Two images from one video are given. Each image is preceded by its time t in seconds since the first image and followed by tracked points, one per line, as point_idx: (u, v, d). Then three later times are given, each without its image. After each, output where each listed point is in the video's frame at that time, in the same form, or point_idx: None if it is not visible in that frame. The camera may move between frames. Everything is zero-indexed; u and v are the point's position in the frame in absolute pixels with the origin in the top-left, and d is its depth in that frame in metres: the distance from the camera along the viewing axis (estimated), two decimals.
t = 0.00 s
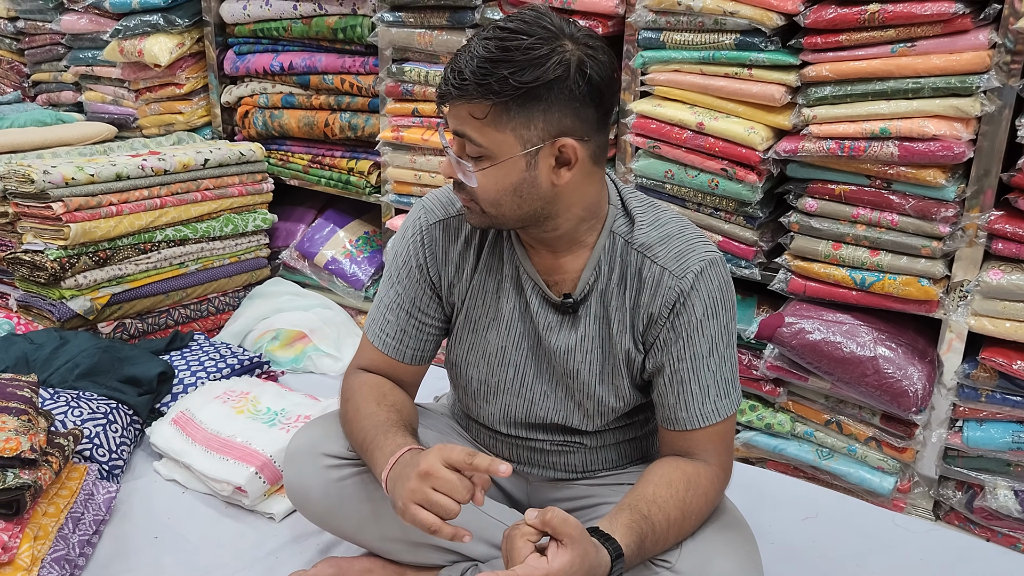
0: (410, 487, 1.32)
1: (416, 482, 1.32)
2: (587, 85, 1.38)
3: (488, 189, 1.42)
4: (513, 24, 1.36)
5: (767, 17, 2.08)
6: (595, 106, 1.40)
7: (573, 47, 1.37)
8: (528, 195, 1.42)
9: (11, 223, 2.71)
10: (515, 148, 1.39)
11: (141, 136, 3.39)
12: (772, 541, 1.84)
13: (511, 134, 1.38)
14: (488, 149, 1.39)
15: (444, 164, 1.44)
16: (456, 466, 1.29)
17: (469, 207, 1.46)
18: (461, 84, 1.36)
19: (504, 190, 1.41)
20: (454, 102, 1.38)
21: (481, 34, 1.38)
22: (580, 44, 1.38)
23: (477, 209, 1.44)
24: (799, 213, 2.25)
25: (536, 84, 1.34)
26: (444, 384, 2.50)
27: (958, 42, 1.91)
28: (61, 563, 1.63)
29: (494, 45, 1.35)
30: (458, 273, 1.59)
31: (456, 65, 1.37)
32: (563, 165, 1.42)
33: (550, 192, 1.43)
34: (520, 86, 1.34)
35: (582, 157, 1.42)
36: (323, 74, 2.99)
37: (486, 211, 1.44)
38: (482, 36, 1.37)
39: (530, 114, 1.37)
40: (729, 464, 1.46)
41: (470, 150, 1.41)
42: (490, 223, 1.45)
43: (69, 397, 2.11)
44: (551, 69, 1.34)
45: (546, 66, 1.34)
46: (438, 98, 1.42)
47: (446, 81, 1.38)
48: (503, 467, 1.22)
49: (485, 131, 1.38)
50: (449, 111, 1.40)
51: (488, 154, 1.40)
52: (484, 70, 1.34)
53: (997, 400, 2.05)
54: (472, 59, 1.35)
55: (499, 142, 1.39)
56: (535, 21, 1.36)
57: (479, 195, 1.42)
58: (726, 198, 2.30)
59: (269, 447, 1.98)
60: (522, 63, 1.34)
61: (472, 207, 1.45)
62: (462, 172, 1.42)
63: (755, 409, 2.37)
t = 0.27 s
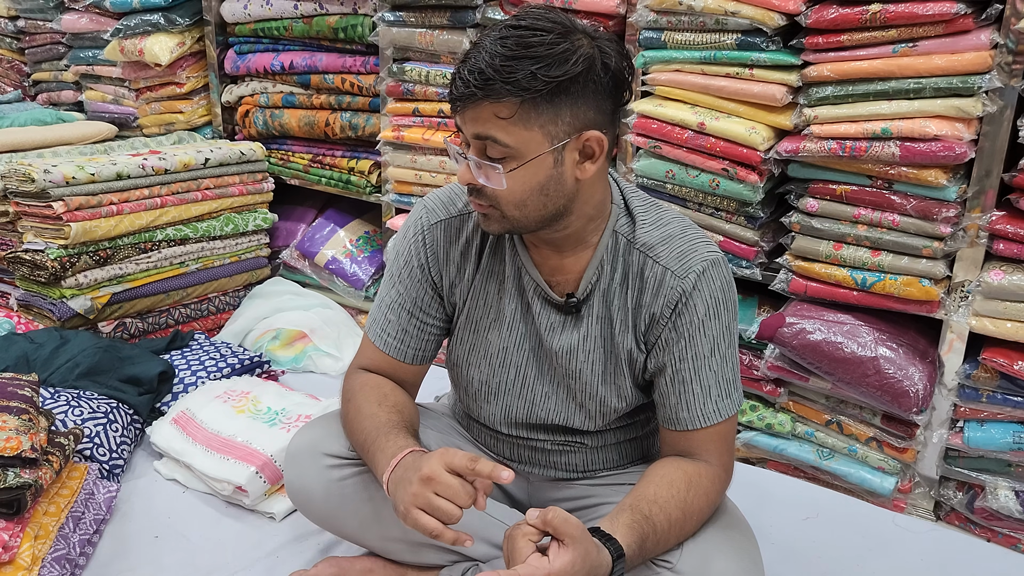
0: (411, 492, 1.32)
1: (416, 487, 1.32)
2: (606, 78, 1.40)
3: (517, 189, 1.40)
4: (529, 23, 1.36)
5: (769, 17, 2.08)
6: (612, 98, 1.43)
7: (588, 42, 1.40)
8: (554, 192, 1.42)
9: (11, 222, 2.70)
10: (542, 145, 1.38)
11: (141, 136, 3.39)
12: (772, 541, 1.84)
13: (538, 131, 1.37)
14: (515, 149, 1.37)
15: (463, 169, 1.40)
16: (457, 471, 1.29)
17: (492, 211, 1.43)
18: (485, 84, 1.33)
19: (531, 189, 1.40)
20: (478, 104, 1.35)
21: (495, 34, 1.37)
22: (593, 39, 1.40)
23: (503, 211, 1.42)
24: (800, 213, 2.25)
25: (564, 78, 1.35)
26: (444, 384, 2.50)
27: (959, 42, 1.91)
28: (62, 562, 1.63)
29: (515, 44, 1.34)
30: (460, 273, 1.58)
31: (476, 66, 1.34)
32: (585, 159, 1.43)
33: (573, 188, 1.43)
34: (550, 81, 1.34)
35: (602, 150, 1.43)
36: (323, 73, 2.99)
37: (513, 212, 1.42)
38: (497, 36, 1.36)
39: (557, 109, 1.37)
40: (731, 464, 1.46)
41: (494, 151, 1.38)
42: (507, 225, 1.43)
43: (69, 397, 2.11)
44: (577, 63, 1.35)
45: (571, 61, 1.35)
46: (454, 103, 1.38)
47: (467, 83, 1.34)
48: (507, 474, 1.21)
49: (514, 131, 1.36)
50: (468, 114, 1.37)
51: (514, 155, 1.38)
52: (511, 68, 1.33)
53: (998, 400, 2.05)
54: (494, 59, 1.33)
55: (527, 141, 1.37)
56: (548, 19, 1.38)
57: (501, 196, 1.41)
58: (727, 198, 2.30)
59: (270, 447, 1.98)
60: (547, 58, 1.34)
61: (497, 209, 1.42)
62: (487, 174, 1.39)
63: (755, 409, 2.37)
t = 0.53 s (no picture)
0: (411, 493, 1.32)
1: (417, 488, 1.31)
2: (607, 79, 1.40)
3: (515, 188, 1.40)
4: (529, 22, 1.36)
5: (770, 15, 2.07)
6: (612, 98, 1.43)
7: (589, 42, 1.39)
8: (552, 192, 1.41)
9: (11, 221, 2.71)
10: (540, 145, 1.38)
11: (141, 134, 3.39)
12: (772, 540, 1.84)
13: (536, 131, 1.37)
14: (513, 149, 1.38)
15: (462, 168, 1.41)
16: (458, 471, 1.29)
17: (490, 209, 1.43)
18: (484, 84, 1.33)
19: (528, 189, 1.40)
20: (476, 103, 1.35)
21: (495, 33, 1.37)
22: (594, 39, 1.40)
23: (501, 210, 1.42)
24: (801, 212, 2.25)
25: (563, 78, 1.35)
26: (445, 383, 2.50)
27: (960, 41, 1.91)
28: (62, 561, 1.63)
29: (515, 43, 1.34)
30: (461, 272, 1.58)
31: (475, 66, 1.34)
32: (584, 160, 1.43)
33: (572, 188, 1.43)
34: (548, 82, 1.34)
35: (601, 151, 1.43)
36: (324, 72, 2.99)
37: (510, 212, 1.42)
38: (497, 35, 1.37)
39: (555, 110, 1.37)
40: (731, 464, 1.46)
41: (492, 150, 1.39)
42: (504, 224, 1.44)
43: (70, 395, 2.11)
44: (576, 63, 1.35)
45: (571, 61, 1.35)
46: (453, 101, 1.38)
47: (465, 82, 1.35)
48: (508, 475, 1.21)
49: (511, 130, 1.36)
50: (467, 113, 1.37)
51: (512, 155, 1.39)
52: (509, 68, 1.33)
53: (998, 400, 2.05)
54: (493, 59, 1.33)
55: (525, 141, 1.37)
56: (549, 18, 1.37)
57: (498, 195, 1.41)
58: (727, 197, 2.30)
59: (270, 445, 1.98)
60: (546, 58, 1.34)
61: (495, 208, 1.42)
62: (486, 173, 1.40)
63: (755, 408, 2.37)
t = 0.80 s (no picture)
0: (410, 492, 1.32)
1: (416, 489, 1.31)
2: (603, 77, 1.39)
3: (511, 187, 1.40)
4: (525, 21, 1.36)
5: (771, 14, 2.07)
6: (609, 97, 1.42)
7: (585, 40, 1.39)
8: (549, 191, 1.41)
9: (13, 220, 2.71)
10: (536, 144, 1.38)
11: (143, 134, 3.39)
12: (773, 540, 1.84)
13: (532, 130, 1.38)
14: (509, 148, 1.38)
15: (460, 167, 1.41)
16: (456, 470, 1.29)
17: (487, 208, 1.43)
18: (479, 83, 1.33)
19: (525, 188, 1.41)
20: (474, 102, 1.36)
21: (491, 32, 1.37)
22: (590, 37, 1.39)
23: (498, 209, 1.42)
24: (802, 212, 2.25)
25: (559, 77, 1.35)
26: (445, 382, 2.50)
27: (962, 41, 1.90)
28: (64, 560, 1.64)
29: (510, 42, 1.34)
30: (460, 271, 1.58)
31: (471, 65, 1.35)
32: (580, 159, 1.43)
33: (569, 186, 1.43)
34: (543, 81, 1.34)
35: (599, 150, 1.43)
36: (325, 71, 2.99)
37: (507, 211, 1.42)
38: (492, 35, 1.37)
39: (551, 108, 1.37)
40: (732, 463, 1.46)
41: (488, 149, 1.39)
42: (501, 223, 1.44)
43: (71, 394, 2.12)
44: (571, 62, 1.35)
45: (566, 60, 1.35)
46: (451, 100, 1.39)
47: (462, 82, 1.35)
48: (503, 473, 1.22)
49: (507, 129, 1.37)
50: (464, 112, 1.38)
51: (509, 154, 1.39)
52: (504, 67, 1.33)
53: (1000, 399, 2.05)
54: (489, 57, 1.34)
55: (521, 140, 1.38)
56: (545, 16, 1.37)
57: (495, 194, 1.41)
58: (729, 196, 2.30)
59: (271, 444, 1.98)
60: (541, 57, 1.34)
61: (492, 207, 1.43)
62: (483, 172, 1.40)
63: (757, 407, 2.37)
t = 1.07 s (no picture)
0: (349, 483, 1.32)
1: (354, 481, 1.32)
2: (625, 57, 1.47)
3: (547, 158, 1.38)
4: None
5: (774, 14, 2.07)
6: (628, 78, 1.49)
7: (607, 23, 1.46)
8: (582, 163, 1.41)
9: (17, 220, 2.72)
10: (574, 113, 1.39)
11: (146, 134, 3.40)
12: (776, 540, 1.84)
13: (573, 98, 1.39)
14: (549, 115, 1.37)
15: (489, 142, 1.37)
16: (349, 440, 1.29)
17: (516, 185, 1.39)
18: (524, 47, 1.35)
19: (560, 161, 1.39)
20: (515, 67, 1.36)
21: (517, 13, 1.40)
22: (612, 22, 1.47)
23: (530, 184, 1.39)
24: (805, 211, 2.25)
25: (597, 47, 1.39)
26: (448, 382, 2.50)
27: (965, 40, 1.90)
28: (68, 559, 1.64)
29: (549, 14, 1.38)
30: (460, 270, 1.58)
31: (510, 34, 1.37)
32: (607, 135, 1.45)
33: (596, 162, 1.44)
34: (585, 47, 1.37)
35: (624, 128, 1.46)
36: (328, 71, 3.00)
37: (539, 186, 1.40)
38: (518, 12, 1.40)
39: (588, 78, 1.40)
40: (733, 463, 1.46)
41: (525, 119, 1.38)
42: (531, 200, 1.40)
43: (75, 394, 2.12)
44: (606, 36, 1.41)
45: (602, 33, 1.40)
46: (483, 72, 1.38)
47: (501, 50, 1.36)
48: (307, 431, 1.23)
49: (550, 95, 1.37)
50: (502, 79, 1.37)
51: (547, 123, 1.38)
52: (548, 33, 1.36)
53: (1003, 399, 2.05)
54: (529, 26, 1.36)
55: (561, 107, 1.38)
56: None
57: (529, 168, 1.38)
58: (731, 196, 2.30)
59: (274, 444, 1.98)
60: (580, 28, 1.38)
61: (522, 183, 1.39)
62: (517, 145, 1.37)
63: (760, 407, 2.37)
